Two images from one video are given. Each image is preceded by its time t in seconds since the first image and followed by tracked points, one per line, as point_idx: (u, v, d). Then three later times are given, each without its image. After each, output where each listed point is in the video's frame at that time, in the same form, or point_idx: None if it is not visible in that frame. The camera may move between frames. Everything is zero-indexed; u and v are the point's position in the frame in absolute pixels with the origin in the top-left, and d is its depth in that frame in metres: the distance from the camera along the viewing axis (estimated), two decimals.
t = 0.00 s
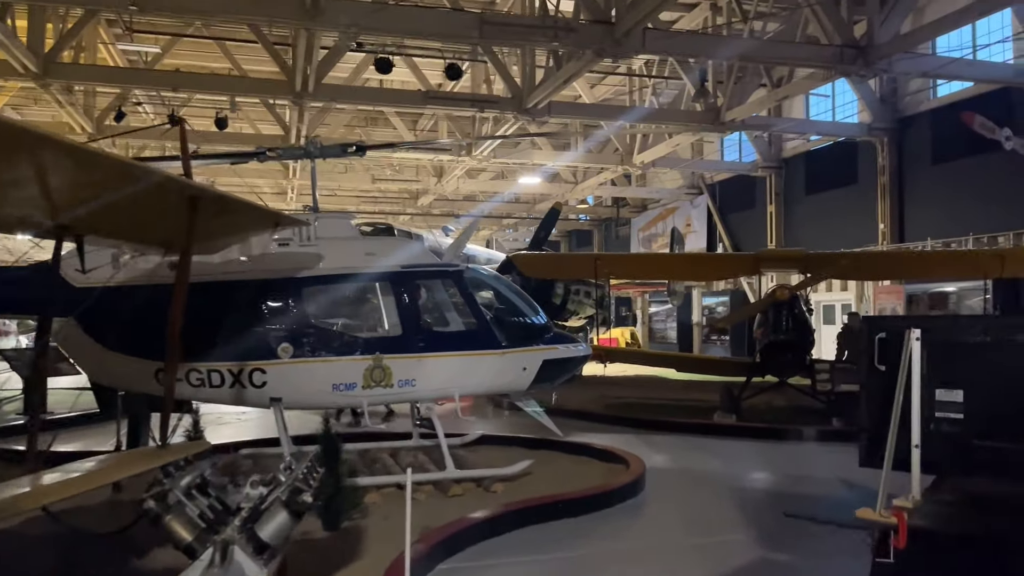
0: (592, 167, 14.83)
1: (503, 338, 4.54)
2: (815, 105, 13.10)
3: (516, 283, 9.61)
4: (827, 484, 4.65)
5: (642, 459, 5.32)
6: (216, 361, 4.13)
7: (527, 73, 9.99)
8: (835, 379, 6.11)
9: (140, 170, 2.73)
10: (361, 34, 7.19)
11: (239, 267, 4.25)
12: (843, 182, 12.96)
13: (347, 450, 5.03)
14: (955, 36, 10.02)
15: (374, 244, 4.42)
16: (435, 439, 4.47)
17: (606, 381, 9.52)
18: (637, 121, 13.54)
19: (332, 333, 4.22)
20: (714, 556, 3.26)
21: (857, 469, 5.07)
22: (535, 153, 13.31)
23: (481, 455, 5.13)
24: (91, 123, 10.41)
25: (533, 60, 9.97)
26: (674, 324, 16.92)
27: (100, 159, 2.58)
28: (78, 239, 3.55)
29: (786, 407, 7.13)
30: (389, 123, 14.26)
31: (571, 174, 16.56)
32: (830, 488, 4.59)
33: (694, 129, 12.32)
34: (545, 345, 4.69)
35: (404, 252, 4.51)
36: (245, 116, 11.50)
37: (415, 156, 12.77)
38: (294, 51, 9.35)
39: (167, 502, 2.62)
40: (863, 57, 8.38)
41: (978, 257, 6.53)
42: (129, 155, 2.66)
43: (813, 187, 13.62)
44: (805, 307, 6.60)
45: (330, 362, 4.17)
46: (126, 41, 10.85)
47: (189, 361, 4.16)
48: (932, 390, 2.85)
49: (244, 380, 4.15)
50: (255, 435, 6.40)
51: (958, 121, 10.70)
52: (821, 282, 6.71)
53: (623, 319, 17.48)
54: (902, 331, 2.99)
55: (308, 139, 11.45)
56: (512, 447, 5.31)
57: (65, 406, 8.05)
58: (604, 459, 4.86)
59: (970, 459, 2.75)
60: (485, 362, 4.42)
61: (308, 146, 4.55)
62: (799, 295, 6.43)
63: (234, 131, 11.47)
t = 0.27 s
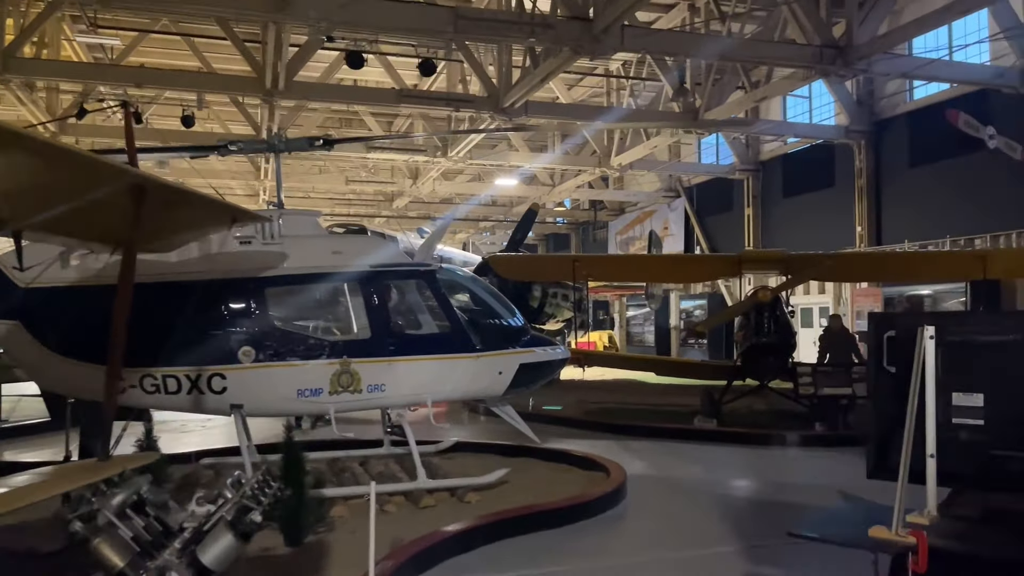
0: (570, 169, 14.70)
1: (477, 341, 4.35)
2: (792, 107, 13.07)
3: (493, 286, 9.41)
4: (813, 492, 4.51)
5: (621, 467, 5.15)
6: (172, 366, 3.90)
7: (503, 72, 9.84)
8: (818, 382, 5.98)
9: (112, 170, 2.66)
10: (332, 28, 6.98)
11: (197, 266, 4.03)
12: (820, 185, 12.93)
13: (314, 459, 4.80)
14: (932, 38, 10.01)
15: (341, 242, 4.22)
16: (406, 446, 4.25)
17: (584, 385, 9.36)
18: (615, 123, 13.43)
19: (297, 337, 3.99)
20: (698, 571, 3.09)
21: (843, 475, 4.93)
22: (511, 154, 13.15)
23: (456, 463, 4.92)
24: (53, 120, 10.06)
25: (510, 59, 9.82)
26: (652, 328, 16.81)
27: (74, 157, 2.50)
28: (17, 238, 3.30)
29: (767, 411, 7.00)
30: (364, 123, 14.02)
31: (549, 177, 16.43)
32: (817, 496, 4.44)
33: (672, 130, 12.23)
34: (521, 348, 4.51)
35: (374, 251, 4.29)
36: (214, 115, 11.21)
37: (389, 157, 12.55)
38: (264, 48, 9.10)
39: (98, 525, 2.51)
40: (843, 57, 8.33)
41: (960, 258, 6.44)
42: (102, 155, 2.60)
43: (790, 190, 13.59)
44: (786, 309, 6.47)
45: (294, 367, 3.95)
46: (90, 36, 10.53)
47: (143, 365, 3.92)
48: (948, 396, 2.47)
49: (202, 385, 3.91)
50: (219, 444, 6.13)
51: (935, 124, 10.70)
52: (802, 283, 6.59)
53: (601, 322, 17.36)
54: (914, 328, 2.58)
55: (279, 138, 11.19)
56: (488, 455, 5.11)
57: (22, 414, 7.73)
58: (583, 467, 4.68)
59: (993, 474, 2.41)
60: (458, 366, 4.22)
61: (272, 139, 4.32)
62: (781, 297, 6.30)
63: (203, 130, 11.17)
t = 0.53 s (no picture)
0: (554, 165, 14.52)
1: (458, 341, 4.16)
2: (778, 105, 12.98)
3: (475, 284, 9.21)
4: (806, 498, 4.37)
5: (607, 471, 4.98)
6: (135, 367, 3.69)
7: (487, 65, 9.64)
8: (807, 383, 5.85)
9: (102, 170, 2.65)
10: (310, 15, 6.75)
11: (161, 261, 3.80)
12: (806, 183, 12.84)
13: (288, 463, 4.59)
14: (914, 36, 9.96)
15: (316, 236, 3.99)
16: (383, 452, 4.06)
17: (568, 386, 9.18)
18: (599, 119, 13.26)
19: (268, 336, 3.78)
20: None
21: (835, 480, 4.80)
22: (494, 150, 12.93)
23: (436, 468, 4.72)
24: (20, 108, 9.73)
25: (493, 52, 9.62)
26: (635, 327, 16.68)
27: (64, 156, 2.51)
28: None
29: (756, 412, 6.86)
30: (345, 117, 13.76)
31: (532, 173, 16.24)
32: (811, 502, 4.30)
33: (657, 126, 12.08)
34: (505, 349, 4.32)
35: (352, 246, 4.07)
36: (190, 106, 10.92)
37: (370, 151, 12.30)
38: (241, 37, 8.84)
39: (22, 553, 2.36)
40: (832, 53, 8.22)
41: (950, 257, 6.35)
42: (92, 155, 2.59)
43: (776, 189, 13.51)
44: (775, 308, 6.34)
45: (265, 368, 3.74)
46: (61, 23, 10.20)
47: (104, 366, 3.71)
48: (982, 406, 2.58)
49: (166, 388, 3.70)
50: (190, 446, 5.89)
51: (921, 122, 10.64)
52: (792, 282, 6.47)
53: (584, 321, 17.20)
54: (943, 336, 2.65)
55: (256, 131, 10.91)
56: (469, 459, 4.92)
57: None
58: (569, 472, 4.51)
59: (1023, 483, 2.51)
60: (439, 367, 4.04)
61: (244, 127, 4.09)
62: (770, 296, 6.16)
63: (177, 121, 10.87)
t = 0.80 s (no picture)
0: (540, 165, 14.37)
1: (441, 345, 3.99)
2: (765, 106, 12.89)
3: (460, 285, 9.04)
4: (800, 509, 4.22)
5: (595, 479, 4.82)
6: (97, 374, 3.49)
7: (472, 63, 9.48)
8: (800, 387, 5.72)
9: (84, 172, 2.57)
10: (289, 9, 6.56)
11: (125, 262, 3.61)
12: (793, 185, 12.77)
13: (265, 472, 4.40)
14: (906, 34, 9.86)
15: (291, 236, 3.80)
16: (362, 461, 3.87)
17: (555, 389, 9.03)
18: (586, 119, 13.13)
19: (239, 340, 3.58)
20: None
21: (830, 488, 4.66)
22: (480, 150, 12.77)
23: (418, 477, 4.54)
24: None
25: (478, 49, 9.45)
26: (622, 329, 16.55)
27: (9, 146, 2.31)
28: None
29: (746, 416, 6.73)
30: (328, 116, 13.55)
31: (518, 174, 16.08)
32: (805, 513, 4.16)
33: (644, 127, 11.97)
34: (490, 353, 4.15)
35: (329, 246, 3.87)
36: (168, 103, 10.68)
37: (353, 151, 12.09)
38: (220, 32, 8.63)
39: None
40: (821, 52, 8.12)
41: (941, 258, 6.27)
42: (74, 157, 2.51)
43: (763, 190, 13.42)
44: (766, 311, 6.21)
45: (235, 374, 3.54)
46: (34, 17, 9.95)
47: (64, 372, 3.52)
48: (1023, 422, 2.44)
49: (129, 395, 3.50)
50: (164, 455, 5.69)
51: (910, 123, 10.58)
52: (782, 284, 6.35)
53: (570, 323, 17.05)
54: (976, 346, 2.56)
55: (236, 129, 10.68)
56: (453, 468, 4.74)
57: None
58: (557, 481, 4.33)
59: None
60: (420, 372, 3.86)
61: (215, 121, 3.89)
62: (762, 297, 6.02)
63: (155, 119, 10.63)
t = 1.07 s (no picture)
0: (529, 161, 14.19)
1: (422, 341, 3.80)
2: (756, 101, 12.77)
3: (446, 281, 8.86)
4: (795, 512, 4.07)
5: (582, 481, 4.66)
6: (55, 372, 3.30)
7: (459, 55, 9.30)
8: (793, 385, 5.57)
9: (71, 167, 2.59)
10: None
11: (87, 254, 3.42)
12: (784, 181, 12.65)
13: (238, 474, 4.21)
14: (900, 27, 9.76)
15: (264, 227, 3.62)
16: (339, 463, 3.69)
17: (543, 388, 8.86)
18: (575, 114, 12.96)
19: (207, 337, 3.39)
20: None
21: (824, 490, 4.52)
22: (467, 145, 12.57)
23: (399, 479, 4.36)
24: None
25: (466, 40, 9.27)
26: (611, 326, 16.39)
27: None
28: None
29: (737, 415, 6.58)
30: (313, 110, 13.32)
31: (507, 170, 15.89)
32: (800, 517, 4.01)
33: (634, 121, 11.82)
34: (474, 350, 3.97)
35: (304, 238, 3.69)
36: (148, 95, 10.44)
37: (338, 144, 11.86)
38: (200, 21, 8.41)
39: None
40: (814, 44, 8.00)
41: (937, 254, 6.14)
42: (63, 152, 2.53)
43: (754, 186, 13.30)
44: (759, 308, 6.06)
45: (202, 372, 3.36)
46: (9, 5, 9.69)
47: (21, 371, 3.34)
48: None
49: (90, 395, 3.31)
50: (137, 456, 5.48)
51: (902, 119, 10.47)
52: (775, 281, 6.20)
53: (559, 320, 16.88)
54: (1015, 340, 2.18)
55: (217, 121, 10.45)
56: (436, 470, 4.56)
57: None
58: (543, 484, 4.17)
59: None
60: (401, 371, 3.67)
61: (184, 105, 3.69)
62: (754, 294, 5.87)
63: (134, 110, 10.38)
